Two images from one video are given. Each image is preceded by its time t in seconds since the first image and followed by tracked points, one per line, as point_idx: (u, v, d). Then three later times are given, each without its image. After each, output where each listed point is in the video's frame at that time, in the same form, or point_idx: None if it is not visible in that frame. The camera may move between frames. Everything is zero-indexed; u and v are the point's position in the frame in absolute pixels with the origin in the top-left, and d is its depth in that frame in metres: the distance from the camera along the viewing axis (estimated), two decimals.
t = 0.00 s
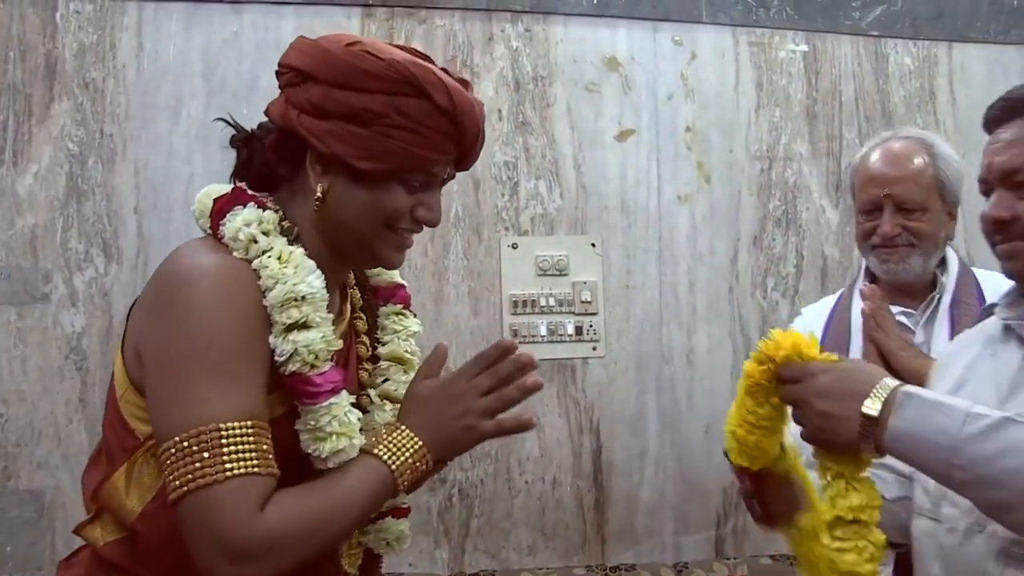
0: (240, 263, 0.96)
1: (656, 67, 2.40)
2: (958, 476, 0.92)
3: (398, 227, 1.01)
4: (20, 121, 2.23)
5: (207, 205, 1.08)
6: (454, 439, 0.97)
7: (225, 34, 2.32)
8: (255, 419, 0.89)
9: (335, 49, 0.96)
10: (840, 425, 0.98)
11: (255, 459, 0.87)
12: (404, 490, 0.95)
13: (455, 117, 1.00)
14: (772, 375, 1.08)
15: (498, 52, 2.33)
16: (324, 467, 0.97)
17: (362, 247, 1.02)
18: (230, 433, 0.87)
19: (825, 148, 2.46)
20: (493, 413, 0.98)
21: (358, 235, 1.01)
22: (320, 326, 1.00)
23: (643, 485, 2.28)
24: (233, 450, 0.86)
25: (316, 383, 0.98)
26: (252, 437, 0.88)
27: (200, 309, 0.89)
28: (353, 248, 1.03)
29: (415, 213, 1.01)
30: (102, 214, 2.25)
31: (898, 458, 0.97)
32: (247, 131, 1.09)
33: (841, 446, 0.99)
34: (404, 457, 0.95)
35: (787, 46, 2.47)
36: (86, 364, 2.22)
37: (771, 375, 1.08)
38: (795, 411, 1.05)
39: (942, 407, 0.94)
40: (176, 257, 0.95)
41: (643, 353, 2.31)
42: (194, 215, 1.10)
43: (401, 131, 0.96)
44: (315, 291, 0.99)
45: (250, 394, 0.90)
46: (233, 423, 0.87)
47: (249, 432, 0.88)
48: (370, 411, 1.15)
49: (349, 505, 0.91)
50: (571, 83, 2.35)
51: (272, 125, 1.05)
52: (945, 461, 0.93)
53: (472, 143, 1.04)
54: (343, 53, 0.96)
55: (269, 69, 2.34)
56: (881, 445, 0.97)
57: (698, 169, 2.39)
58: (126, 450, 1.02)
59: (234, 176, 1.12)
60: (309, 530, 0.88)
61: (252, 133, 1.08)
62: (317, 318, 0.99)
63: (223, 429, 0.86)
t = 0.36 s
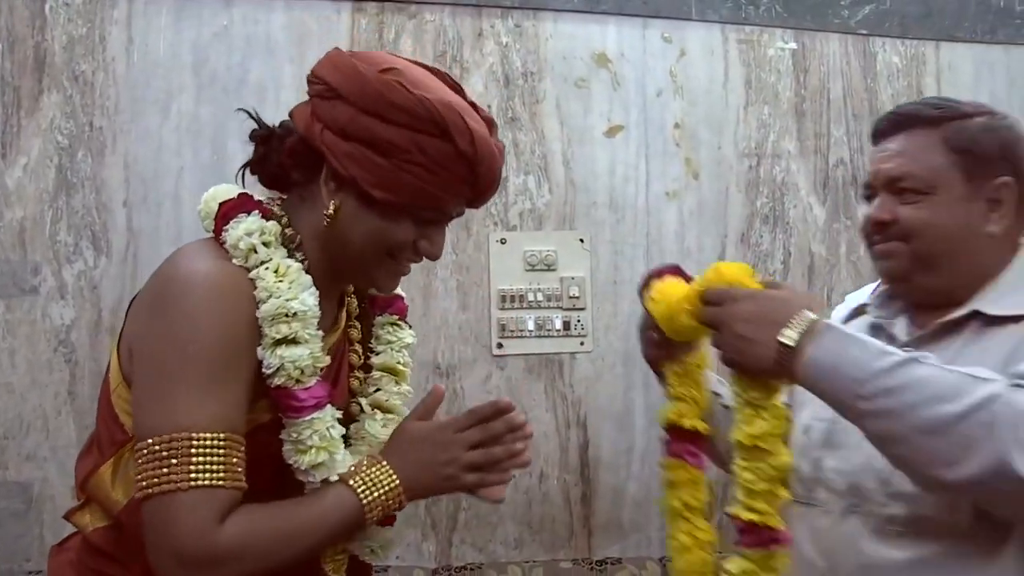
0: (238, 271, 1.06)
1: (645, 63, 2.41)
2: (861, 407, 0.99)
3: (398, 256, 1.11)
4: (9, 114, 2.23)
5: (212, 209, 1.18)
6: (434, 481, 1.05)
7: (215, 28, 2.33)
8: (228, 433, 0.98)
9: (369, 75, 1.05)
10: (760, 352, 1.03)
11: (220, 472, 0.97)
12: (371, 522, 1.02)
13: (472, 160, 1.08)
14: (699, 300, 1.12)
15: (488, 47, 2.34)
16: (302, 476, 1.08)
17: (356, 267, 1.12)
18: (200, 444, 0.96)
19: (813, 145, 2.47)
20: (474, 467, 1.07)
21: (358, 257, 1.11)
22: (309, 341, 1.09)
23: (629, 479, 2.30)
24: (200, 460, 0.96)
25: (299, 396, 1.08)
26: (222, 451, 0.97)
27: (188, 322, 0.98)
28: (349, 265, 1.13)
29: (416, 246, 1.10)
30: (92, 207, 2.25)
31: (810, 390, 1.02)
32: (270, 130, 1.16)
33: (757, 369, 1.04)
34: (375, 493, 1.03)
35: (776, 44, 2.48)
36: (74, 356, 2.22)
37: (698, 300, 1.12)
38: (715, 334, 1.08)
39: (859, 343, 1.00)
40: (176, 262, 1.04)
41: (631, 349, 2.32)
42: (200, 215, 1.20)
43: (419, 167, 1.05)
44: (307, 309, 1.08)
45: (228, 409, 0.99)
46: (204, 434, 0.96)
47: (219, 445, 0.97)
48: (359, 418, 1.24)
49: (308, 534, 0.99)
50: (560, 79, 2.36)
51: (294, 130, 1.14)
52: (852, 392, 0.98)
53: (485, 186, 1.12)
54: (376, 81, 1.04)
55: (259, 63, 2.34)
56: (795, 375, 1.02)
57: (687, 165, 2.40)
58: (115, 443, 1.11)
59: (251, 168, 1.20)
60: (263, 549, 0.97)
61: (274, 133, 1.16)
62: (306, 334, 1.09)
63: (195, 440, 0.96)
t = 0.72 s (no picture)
0: (240, 275, 1.07)
1: (636, 61, 2.42)
2: (752, 340, 0.97)
3: (400, 280, 1.12)
4: None
5: (222, 210, 1.20)
6: (408, 521, 1.07)
7: (207, 23, 2.32)
8: (211, 436, 0.98)
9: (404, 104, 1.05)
10: (668, 276, 1.00)
11: (198, 474, 0.96)
12: (338, 548, 1.05)
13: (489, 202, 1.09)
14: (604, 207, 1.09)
15: (479, 43, 2.34)
16: (286, 483, 1.10)
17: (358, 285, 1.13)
18: (182, 442, 0.95)
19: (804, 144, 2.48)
20: (448, 521, 1.09)
21: (360, 275, 1.11)
22: (305, 354, 1.10)
23: (617, 476, 2.31)
24: (180, 458, 0.95)
25: (293, 405, 1.08)
26: (203, 452, 0.97)
27: (182, 320, 0.98)
28: (351, 281, 1.14)
29: (419, 273, 1.12)
30: (82, 200, 2.25)
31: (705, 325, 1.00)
32: (291, 135, 1.17)
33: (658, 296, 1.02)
34: (347, 523, 1.05)
35: (767, 43, 2.49)
36: (64, 350, 2.22)
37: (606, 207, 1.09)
38: (617, 248, 1.05)
39: (754, 282, 0.99)
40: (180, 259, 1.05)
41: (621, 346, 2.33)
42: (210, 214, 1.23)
43: (437, 203, 1.06)
44: (306, 322, 1.08)
45: (214, 412, 0.99)
46: (187, 434, 0.96)
47: (201, 447, 0.97)
48: (349, 428, 1.25)
49: (275, 550, 1.01)
50: (551, 76, 2.37)
51: (317, 138, 1.14)
52: (744, 324, 0.97)
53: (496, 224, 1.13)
54: (410, 112, 1.05)
55: (251, 58, 2.34)
56: (693, 306, 1.00)
57: (677, 163, 2.41)
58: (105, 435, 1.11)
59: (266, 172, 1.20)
60: (227, 557, 0.97)
61: (295, 139, 1.17)
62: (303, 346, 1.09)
63: (178, 438, 0.95)
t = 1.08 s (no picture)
0: (243, 268, 1.09)
1: (631, 53, 2.42)
2: (682, 241, 1.13)
3: (400, 282, 1.15)
4: None
5: (227, 203, 1.19)
6: (405, 523, 1.12)
7: (202, 13, 2.32)
8: (212, 429, 1.01)
9: (417, 111, 1.07)
10: (600, 180, 1.15)
11: (199, 465, 1.00)
12: (337, 544, 1.09)
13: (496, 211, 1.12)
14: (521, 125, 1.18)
15: (474, 35, 2.35)
16: (287, 477, 1.13)
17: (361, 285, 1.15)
18: (184, 434, 0.99)
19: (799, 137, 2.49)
20: (443, 526, 1.15)
21: (360, 276, 1.14)
22: (306, 349, 1.12)
23: (610, 468, 2.31)
24: (181, 450, 0.99)
25: (296, 399, 1.11)
26: (205, 444, 1.00)
27: (184, 313, 1.01)
28: (352, 281, 1.16)
29: (420, 276, 1.14)
30: (76, 190, 2.24)
31: (634, 225, 1.15)
32: (297, 131, 1.18)
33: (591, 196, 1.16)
34: (346, 520, 1.09)
35: (762, 36, 2.49)
36: (58, 340, 2.22)
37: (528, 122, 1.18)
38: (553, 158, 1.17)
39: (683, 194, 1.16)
40: (182, 252, 1.07)
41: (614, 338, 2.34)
42: (212, 205, 1.21)
43: (445, 209, 1.09)
44: (307, 318, 1.10)
45: (215, 404, 1.02)
46: (189, 425, 0.99)
47: (203, 438, 1.00)
48: (347, 424, 1.26)
49: (275, 541, 1.05)
50: (546, 68, 2.38)
51: (323, 136, 1.16)
52: (676, 224, 1.13)
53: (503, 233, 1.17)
54: (422, 118, 1.07)
55: (245, 49, 2.34)
56: (625, 208, 1.15)
57: (671, 156, 2.42)
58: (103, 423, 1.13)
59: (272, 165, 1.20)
60: (225, 550, 1.01)
61: (301, 135, 1.18)
62: (305, 342, 1.11)
63: (180, 430, 0.99)
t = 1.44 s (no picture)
0: (252, 264, 1.10)
1: (629, 46, 2.41)
2: (591, 206, 1.13)
3: (408, 279, 1.20)
4: None
5: (234, 198, 1.19)
6: (415, 519, 1.13)
7: (199, 6, 2.32)
8: (225, 426, 1.02)
9: (430, 109, 1.13)
10: (508, 138, 1.11)
11: (213, 463, 1.01)
12: (349, 538, 1.10)
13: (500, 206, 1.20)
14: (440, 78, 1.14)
15: (472, 28, 2.35)
16: (300, 474, 1.13)
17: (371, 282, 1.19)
18: (198, 432, 1.00)
19: (797, 131, 2.48)
20: (452, 521, 1.16)
21: (370, 274, 1.18)
22: (318, 346, 1.13)
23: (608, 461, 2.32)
24: (196, 448, 1.00)
25: (308, 395, 1.12)
26: (218, 442, 1.01)
27: (195, 310, 1.02)
28: (361, 278, 1.20)
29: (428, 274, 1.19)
30: (74, 183, 2.24)
31: (543, 185, 1.13)
32: (303, 127, 1.21)
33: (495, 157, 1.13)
34: (358, 515, 1.10)
35: (760, 29, 2.49)
36: (56, 333, 2.22)
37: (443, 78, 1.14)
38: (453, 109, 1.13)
39: (596, 157, 1.15)
40: (192, 249, 1.08)
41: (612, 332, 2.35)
42: (218, 201, 1.22)
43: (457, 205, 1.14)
44: (319, 316, 1.11)
45: (228, 401, 1.03)
46: (203, 423, 1.00)
47: (216, 436, 1.01)
48: (353, 420, 1.28)
49: (287, 538, 1.05)
50: (544, 61, 2.36)
51: (331, 133, 1.19)
52: (586, 191, 1.12)
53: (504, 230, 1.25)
54: (435, 116, 1.12)
55: (243, 42, 2.34)
56: (535, 172, 1.13)
57: (669, 149, 2.42)
58: (110, 419, 1.13)
59: (275, 165, 1.25)
60: (240, 547, 1.02)
61: (307, 131, 1.20)
62: (317, 339, 1.12)
63: (194, 428, 1.00)
